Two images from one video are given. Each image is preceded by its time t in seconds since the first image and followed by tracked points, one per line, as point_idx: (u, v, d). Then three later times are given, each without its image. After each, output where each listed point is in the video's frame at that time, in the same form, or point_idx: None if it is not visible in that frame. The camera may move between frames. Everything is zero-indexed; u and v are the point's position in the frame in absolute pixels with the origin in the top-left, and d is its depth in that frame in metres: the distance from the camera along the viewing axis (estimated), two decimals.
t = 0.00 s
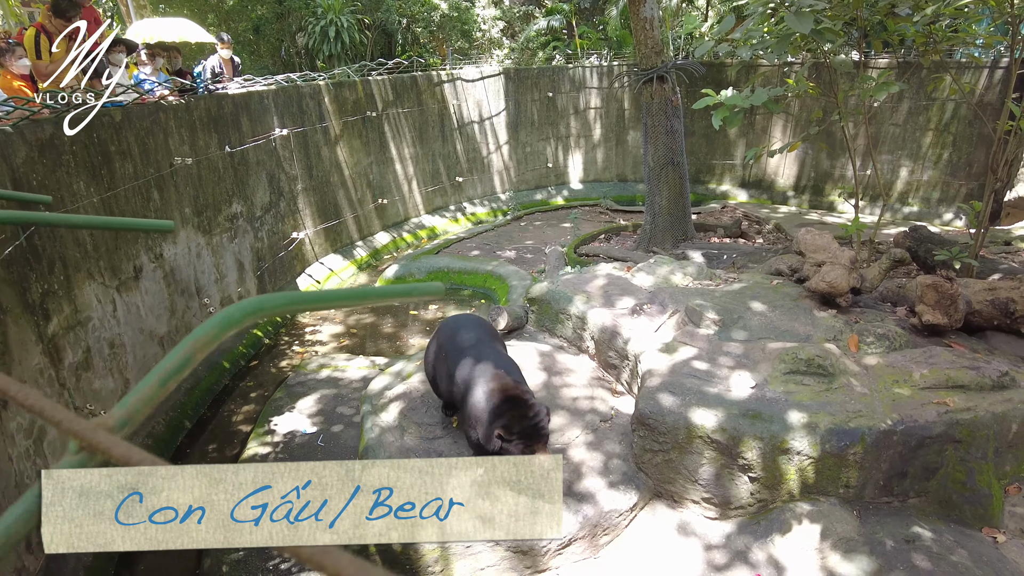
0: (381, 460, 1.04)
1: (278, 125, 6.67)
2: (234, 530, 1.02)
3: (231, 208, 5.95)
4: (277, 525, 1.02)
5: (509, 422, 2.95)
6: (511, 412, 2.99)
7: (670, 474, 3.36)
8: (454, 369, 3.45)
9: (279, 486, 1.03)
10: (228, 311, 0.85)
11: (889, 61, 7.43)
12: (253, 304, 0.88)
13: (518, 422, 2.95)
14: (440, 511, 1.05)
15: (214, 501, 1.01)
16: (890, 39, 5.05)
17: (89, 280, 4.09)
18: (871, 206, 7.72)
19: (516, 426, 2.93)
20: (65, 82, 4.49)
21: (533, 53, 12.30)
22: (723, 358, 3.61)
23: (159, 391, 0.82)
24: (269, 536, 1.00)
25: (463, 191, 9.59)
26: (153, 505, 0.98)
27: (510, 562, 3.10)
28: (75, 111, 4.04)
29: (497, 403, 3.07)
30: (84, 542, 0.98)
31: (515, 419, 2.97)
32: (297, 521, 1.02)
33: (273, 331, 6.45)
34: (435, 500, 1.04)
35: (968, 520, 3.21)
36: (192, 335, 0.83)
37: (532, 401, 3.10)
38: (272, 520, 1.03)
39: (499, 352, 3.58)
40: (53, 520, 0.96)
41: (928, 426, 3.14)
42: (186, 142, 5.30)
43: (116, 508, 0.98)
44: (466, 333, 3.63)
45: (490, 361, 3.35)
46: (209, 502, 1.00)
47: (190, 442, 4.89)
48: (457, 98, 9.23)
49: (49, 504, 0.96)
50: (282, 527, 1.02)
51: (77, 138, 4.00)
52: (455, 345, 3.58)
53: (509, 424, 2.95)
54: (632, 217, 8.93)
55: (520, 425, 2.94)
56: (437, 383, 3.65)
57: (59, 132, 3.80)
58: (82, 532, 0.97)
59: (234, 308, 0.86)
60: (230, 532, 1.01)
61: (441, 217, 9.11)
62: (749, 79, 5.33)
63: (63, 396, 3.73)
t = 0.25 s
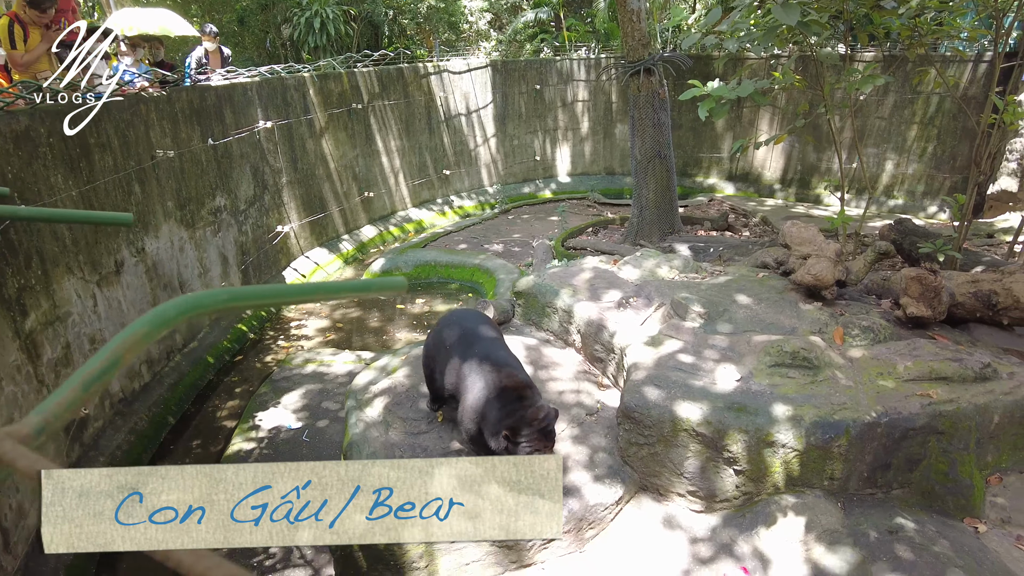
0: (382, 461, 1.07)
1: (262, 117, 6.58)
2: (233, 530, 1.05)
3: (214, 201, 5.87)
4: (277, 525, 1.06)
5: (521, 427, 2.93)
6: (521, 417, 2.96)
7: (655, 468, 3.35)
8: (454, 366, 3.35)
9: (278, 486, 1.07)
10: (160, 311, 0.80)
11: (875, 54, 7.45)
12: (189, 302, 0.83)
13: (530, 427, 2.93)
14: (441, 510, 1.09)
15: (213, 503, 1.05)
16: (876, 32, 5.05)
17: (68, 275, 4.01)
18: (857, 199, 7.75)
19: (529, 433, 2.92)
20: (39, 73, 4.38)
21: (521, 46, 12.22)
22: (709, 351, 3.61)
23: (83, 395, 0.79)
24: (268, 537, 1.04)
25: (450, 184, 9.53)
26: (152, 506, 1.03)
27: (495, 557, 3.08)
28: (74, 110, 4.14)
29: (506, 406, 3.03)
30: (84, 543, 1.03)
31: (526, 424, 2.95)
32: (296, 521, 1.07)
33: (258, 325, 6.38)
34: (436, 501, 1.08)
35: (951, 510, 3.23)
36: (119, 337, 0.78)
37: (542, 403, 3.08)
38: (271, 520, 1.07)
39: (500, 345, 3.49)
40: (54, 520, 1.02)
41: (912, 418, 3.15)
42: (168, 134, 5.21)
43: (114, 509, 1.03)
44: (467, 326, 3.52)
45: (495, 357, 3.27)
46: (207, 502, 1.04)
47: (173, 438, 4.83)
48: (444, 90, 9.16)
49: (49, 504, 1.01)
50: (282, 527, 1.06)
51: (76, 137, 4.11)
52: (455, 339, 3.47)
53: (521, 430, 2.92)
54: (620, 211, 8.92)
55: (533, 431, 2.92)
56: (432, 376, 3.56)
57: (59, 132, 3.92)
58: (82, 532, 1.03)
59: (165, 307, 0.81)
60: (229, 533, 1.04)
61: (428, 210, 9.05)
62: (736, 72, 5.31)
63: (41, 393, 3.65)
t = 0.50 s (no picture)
0: (372, 474, 1.81)
1: (246, 111, 6.49)
2: (232, 530, 1.72)
3: (198, 196, 5.79)
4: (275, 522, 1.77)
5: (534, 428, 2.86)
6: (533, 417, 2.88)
7: (640, 462, 3.37)
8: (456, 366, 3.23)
9: (278, 491, 1.78)
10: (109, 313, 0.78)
11: (859, 49, 7.49)
12: (141, 303, 0.81)
13: (543, 428, 2.86)
14: (434, 505, 1.89)
15: (214, 503, 1.72)
16: (859, 27, 5.08)
17: (47, 271, 3.93)
18: (841, 193, 7.81)
19: (543, 433, 2.85)
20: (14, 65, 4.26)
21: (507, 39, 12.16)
22: (693, 345, 3.62)
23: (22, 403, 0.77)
24: (267, 532, 1.75)
25: (437, 178, 9.48)
26: (151, 507, 1.64)
27: (481, 552, 3.07)
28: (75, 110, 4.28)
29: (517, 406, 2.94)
30: (86, 540, 1.60)
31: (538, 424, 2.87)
32: (296, 518, 1.80)
33: (243, 322, 6.32)
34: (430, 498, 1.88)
35: (932, 502, 3.27)
36: (65, 341, 0.75)
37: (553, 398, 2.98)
38: (270, 519, 1.77)
39: (503, 338, 3.37)
40: (58, 518, 1.57)
41: (894, 411, 3.18)
42: (150, 128, 5.12)
43: (114, 509, 1.59)
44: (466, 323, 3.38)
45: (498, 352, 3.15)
46: (208, 503, 1.71)
47: (157, 435, 4.77)
48: (430, 84, 9.09)
49: (55, 503, 1.56)
50: (283, 523, 1.78)
51: (77, 137, 4.26)
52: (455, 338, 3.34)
53: (534, 431, 2.85)
54: (607, 205, 8.92)
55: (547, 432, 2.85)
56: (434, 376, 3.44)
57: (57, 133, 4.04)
58: (84, 530, 1.59)
59: (116, 310, 0.79)
60: (228, 532, 1.71)
61: (415, 205, 9.00)
62: (722, 67, 5.32)
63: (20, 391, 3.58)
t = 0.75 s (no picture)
0: (376, 471, 1.40)
1: (229, 107, 6.42)
2: (233, 530, 1.38)
3: (180, 193, 5.72)
4: (275, 523, 1.40)
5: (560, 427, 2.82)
6: (557, 416, 2.85)
7: (626, 458, 3.38)
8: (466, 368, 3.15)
9: (278, 488, 1.39)
10: (60, 318, 0.76)
11: (843, 46, 7.55)
12: (92, 312, 0.80)
13: (570, 426, 2.82)
14: (440, 511, 1.48)
15: (213, 503, 1.37)
16: (843, 24, 5.10)
17: (25, 270, 3.85)
18: (826, 189, 7.87)
19: (570, 431, 2.81)
20: None
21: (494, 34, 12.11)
22: (678, 341, 3.64)
23: None
24: (268, 535, 1.38)
25: (424, 174, 9.44)
26: (151, 507, 1.34)
27: (467, 550, 3.06)
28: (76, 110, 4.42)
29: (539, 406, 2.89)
30: (85, 541, 1.32)
31: (563, 422, 2.83)
32: (296, 520, 1.41)
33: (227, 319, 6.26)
34: (437, 501, 1.46)
35: (913, 495, 3.32)
36: (15, 349, 0.72)
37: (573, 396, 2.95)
38: (270, 520, 1.40)
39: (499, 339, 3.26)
40: (57, 519, 1.31)
41: (876, 406, 3.21)
42: (131, 124, 5.04)
43: (115, 509, 1.32)
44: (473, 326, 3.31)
45: (512, 352, 3.10)
46: (208, 503, 1.37)
47: (140, 434, 4.71)
48: (416, 79, 9.03)
49: (53, 504, 1.31)
50: (283, 526, 1.40)
51: (76, 137, 4.40)
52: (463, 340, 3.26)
53: (560, 429, 2.81)
54: (593, 201, 8.94)
55: (574, 430, 2.80)
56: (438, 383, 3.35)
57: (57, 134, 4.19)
58: (82, 532, 1.32)
59: (69, 317, 0.77)
60: (229, 532, 1.37)
61: (401, 201, 8.96)
62: (707, 63, 5.33)
63: None
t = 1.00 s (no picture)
0: (376, 470, 1.33)
1: (210, 101, 6.33)
2: (233, 530, 1.33)
3: (161, 188, 5.64)
4: (275, 524, 1.35)
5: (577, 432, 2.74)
6: (570, 421, 2.77)
7: (610, 452, 3.39)
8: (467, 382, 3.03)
9: (278, 488, 1.34)
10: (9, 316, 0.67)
11: (824, 42, 7.60)
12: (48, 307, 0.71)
13: (584, 431, 2.74)
14: (440, 511, 1.38)
15: (213, 503, 1.32)
16: (824, 20, 5.14)
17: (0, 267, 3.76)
18: (808, 184, 7.94)
19: (584, 436, 2.74)
20: None
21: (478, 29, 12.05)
22: (661, 335, 3.65)
23: None
24: (268, 534, 1.33)
25: (408, 169, 9.39)
26: (150, 507, 1.29)
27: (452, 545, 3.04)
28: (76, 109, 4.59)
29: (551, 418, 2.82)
30: (86, 541, 1.28)
31: (577, 428, 2.76)
32: (296, 519, 1.36)
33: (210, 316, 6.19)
34: (437, 501, 1.37)
35: (893, 485, 3.37)
36: None
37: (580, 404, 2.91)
38: (271, 520, 1.35)
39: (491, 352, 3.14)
40: (55, 520, 1.26)
41: (857, 398, 3.25)
42: (109, 118, 4.95)
43: (116, 508, 1.28)
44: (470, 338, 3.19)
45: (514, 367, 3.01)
46: (208, 503, 1.31)
47: (121, 434, 4.64)
48: (399, 73, 8.97)
49: (51, 505, 1.26)
50: (282, 525, 1.35)
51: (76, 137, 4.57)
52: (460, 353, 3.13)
53: (575, 435, 2.74)
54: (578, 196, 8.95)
55: (588, 435, 2.73)
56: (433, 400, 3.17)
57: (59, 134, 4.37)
58: (82, 533, 1.28)
59: (20, 314, 0.68)
60: (229, 531, 1.32)
61: (385, 196, 8.90)
62: (690, 58, 5.33)
63: None
